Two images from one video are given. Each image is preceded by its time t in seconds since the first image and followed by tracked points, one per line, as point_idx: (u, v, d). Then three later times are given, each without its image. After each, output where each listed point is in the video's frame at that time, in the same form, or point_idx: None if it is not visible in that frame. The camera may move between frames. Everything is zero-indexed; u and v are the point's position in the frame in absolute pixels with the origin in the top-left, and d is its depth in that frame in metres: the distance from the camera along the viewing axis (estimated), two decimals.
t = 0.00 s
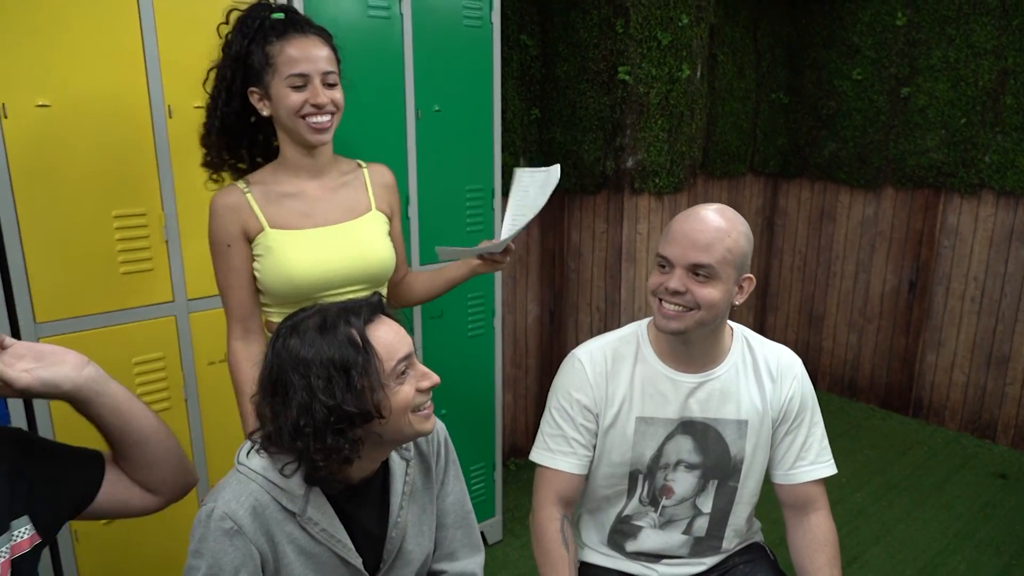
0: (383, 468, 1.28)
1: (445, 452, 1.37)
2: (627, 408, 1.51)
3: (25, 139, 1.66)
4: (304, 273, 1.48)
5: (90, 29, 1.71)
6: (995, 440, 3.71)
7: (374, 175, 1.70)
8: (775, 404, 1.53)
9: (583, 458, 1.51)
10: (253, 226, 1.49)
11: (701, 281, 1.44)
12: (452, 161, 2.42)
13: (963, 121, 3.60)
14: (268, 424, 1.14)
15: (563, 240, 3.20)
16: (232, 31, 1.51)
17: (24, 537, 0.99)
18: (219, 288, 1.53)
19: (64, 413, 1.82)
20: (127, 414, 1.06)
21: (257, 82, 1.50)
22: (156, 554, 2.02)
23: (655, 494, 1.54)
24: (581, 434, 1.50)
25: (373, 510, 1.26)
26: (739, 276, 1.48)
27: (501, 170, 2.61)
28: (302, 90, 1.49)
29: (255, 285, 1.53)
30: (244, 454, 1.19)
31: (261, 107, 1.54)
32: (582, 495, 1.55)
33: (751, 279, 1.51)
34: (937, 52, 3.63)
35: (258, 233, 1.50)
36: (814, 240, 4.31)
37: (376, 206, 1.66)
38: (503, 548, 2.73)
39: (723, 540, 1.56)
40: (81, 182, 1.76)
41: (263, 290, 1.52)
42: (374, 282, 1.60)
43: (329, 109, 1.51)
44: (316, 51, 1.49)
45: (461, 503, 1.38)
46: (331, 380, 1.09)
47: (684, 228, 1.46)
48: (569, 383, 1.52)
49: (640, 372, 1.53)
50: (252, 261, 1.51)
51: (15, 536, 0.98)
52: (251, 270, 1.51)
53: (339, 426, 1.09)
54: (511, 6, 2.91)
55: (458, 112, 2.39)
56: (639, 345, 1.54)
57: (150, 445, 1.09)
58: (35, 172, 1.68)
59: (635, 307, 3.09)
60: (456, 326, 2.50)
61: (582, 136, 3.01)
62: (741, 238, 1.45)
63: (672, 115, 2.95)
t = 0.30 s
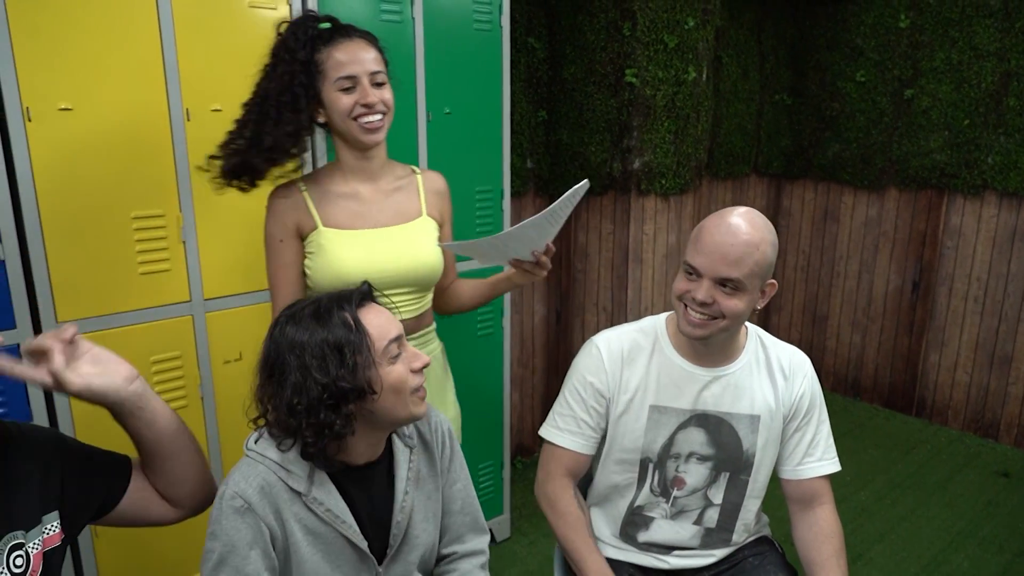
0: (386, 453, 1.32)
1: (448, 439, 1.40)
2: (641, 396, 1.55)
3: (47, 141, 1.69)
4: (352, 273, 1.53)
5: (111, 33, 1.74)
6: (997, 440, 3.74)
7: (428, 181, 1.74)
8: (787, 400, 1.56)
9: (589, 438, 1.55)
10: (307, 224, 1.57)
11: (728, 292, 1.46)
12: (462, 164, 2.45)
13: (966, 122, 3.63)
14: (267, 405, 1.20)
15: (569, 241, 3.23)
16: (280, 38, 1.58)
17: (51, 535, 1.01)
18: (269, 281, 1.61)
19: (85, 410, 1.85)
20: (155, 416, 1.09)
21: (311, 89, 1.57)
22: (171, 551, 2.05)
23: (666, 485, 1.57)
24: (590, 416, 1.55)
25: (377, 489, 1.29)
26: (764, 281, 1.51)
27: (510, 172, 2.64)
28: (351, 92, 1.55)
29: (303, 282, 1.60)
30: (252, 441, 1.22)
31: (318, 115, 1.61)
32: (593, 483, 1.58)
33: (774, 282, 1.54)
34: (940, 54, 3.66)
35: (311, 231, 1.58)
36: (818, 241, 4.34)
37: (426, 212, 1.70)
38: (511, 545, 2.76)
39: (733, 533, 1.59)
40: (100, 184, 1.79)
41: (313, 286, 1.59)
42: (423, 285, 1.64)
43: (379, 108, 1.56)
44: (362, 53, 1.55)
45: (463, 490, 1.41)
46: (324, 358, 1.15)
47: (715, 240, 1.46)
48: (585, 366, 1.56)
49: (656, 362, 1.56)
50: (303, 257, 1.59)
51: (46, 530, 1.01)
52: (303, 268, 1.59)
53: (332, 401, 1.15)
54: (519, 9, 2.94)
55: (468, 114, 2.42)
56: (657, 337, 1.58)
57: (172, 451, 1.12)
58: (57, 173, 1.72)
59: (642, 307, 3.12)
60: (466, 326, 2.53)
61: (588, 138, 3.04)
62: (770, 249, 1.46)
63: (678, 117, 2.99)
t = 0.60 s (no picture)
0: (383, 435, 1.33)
1: (440, 420, 1.42)
2: (646, 395, 1.57)
3: (54, 144, 1.71)
4: (367, 271, 1.53)
5: (116, 35, 1.76)
6: (995, 438, 3.76)
7: (458, 186, 1.70)
8: (789, 401, 1.58)
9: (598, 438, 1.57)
10: (333, 221, 1.59)
11: (728, 297, 1.48)
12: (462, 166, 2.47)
13: (964, 123, 3.65)
14: (262, 399, 1.22)
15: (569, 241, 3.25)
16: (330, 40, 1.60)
17: (43, 535, 1.03)
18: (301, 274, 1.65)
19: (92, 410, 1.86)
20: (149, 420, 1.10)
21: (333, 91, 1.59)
22: (174, 550, 2.07)
23: (669, 482, 1.58)
24: (598, 416, 1.57)
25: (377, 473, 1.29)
26: (767, 285, 1.52)
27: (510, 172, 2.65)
28: (379, 97, 1.55)
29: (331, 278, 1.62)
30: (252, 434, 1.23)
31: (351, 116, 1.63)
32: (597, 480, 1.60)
33: (777, 286, 1.55)
34: (938, 55, 3.68)
35: (337, 227, 1.59)
36: (817, 240, 4.36)
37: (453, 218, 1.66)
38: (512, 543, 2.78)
39: (733, 532, 1.61)
40: (105, 185, 1.80)
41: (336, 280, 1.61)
42: (443, 291, 1.61)
43: (404, 116, 1.55)
44: (395, 60, 1.54)
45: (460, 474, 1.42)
46: (317, 347, 1.16)
47: (717, 246, 1.48)
48: (589, 367, 1.59)
49: (661, 363, 1.58)
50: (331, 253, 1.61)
51: (39, 530, 1.03)
52: (330, 262, 1.61)
53: (328, 387, 1.16)
54: (520, 10, 2.95)
55: (467, 115, 2.43)
56: (662, 338, 1.60)
57: (163, 459, 1.13)
58: (62, 175, 1.73)
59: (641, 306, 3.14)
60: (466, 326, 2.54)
61: (588, 138, 3.05)
62: (771, 255, 1.47)
63: (678, 117, 3.00)
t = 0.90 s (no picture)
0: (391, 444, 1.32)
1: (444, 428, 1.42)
2: (645, 400, 1.56)
3: (52, 145, 1.71)
4: (359, 274, 1.53)
5: (113, 37, 1.76)
6: (997, 440, 3.75)
7: (456, 189, 1.69)
8: (788, 403, 1.57)
9: (602, 445, 1.56)
10: (328, 222, 1.60)
11: (718, 298, 1.47)
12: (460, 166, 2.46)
13: (965, 123, 3.63)
14: (274, 400, 1.20)
15: (569, 242, 3.25)
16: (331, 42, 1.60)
17: (35, 549, 1.03)
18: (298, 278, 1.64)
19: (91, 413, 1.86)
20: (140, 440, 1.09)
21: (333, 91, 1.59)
22: (172, 551, 2.07)
23: (668, 486, 1.58)
24: (600, 422, 1.56)
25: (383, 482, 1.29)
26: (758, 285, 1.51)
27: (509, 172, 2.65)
28: (377, 93, 1.53)
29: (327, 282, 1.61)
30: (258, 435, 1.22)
31: (347, 113, 1.61)
32: (599, 485, 1.59)
33: (770, 286, 1.53)
34: (939, 55, 3.67)
35: (330, 229, 1.60)
36: (818, 241, 4.36)
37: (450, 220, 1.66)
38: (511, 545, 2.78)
39: (731, 534, 1.61)
40: (105, 187, 1.80)
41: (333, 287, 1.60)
42: (439, 294, 1.61)
43: (401, 113, 1.53)
44: (396, 58, 1.53)
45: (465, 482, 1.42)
46: (336, 360, 1.14)
47: (704, 246, 1.48)
48: (588, 374, 1.58)
49: (658, 367, 1.58)
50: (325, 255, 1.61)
51: (32, 545, 1.02)
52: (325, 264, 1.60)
53: (342, 403, 1.14)
54: (520, 10, 2.95)
55: (467, 116, 2.43)
56: (659, 343, 1.60)
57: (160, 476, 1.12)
58: (61, 177, 1.73)
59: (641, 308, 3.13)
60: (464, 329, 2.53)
61: (588, 139, 3.05)
62: (759, 254, 1.47)
63: (678, 118, 3.00)
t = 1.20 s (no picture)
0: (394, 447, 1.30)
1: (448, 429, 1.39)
2: (645, 405, 1.54)
3: (43, 143, 1.69)
4: (354, 276, 1.50)
5: (105, 34, 1.74)
6: (1000, 440, 3.72)
7: (451, 187, 1.67)
8: (781, 396, 1.57)
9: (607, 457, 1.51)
10: (321, 222, 1.57)
11: (744, 292, 1.45)
12: (457, 165, 2.44)
13: (968, 121, 3.60)
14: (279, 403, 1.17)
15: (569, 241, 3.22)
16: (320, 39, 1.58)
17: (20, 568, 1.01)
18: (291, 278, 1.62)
19: (83, 414, 1.84)
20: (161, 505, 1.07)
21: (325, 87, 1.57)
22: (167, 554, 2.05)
23: (668, 487, 1.56)
24: (604, 432, 1.51)
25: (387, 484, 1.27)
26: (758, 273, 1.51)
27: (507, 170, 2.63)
28: (370, 88, 1.50)
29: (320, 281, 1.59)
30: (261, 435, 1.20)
31: (338, 109, 1.59)
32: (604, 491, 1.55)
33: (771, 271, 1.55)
34: (942, 52, 3.64)
35: (323, 230, 1.58)
36: (819, 240, 4.33)
37: (444, 219, 1.64)
38: (510, 546, 2.76)
39: (731, 532, 1.59)
40: (97, 185, 1.78)
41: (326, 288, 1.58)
42: (433, 296, 1.59)
43: (394, 107, 1.50)
44: (391, 53, 1.52)
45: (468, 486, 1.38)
46: (347, 364, 1.11)
47: (723, 243, 1.44)
48: (590, 382, 1.53)
49: (655, 369, 1.55)
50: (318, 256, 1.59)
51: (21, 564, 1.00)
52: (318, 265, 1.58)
53: (350, 407, 1.12)
54: (518, 8, 2.92)
55: (465, 113, 2.41)
56: (654, 344, 1.57)
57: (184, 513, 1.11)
58: (52, 175, 1.71)
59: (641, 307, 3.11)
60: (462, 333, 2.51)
61: (588, 137, 3.02)
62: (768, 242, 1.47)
63: (678, 116, 2.97)
